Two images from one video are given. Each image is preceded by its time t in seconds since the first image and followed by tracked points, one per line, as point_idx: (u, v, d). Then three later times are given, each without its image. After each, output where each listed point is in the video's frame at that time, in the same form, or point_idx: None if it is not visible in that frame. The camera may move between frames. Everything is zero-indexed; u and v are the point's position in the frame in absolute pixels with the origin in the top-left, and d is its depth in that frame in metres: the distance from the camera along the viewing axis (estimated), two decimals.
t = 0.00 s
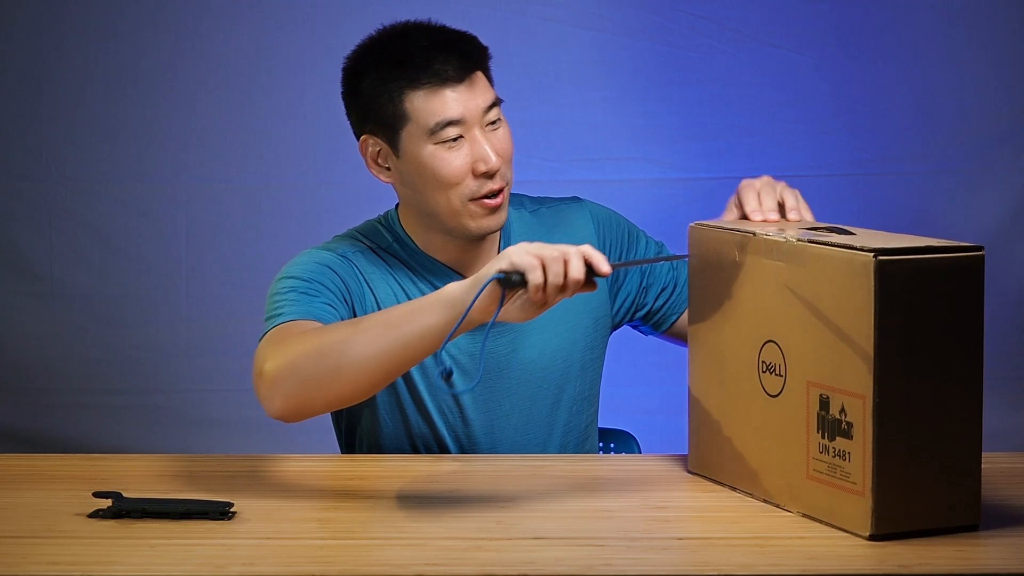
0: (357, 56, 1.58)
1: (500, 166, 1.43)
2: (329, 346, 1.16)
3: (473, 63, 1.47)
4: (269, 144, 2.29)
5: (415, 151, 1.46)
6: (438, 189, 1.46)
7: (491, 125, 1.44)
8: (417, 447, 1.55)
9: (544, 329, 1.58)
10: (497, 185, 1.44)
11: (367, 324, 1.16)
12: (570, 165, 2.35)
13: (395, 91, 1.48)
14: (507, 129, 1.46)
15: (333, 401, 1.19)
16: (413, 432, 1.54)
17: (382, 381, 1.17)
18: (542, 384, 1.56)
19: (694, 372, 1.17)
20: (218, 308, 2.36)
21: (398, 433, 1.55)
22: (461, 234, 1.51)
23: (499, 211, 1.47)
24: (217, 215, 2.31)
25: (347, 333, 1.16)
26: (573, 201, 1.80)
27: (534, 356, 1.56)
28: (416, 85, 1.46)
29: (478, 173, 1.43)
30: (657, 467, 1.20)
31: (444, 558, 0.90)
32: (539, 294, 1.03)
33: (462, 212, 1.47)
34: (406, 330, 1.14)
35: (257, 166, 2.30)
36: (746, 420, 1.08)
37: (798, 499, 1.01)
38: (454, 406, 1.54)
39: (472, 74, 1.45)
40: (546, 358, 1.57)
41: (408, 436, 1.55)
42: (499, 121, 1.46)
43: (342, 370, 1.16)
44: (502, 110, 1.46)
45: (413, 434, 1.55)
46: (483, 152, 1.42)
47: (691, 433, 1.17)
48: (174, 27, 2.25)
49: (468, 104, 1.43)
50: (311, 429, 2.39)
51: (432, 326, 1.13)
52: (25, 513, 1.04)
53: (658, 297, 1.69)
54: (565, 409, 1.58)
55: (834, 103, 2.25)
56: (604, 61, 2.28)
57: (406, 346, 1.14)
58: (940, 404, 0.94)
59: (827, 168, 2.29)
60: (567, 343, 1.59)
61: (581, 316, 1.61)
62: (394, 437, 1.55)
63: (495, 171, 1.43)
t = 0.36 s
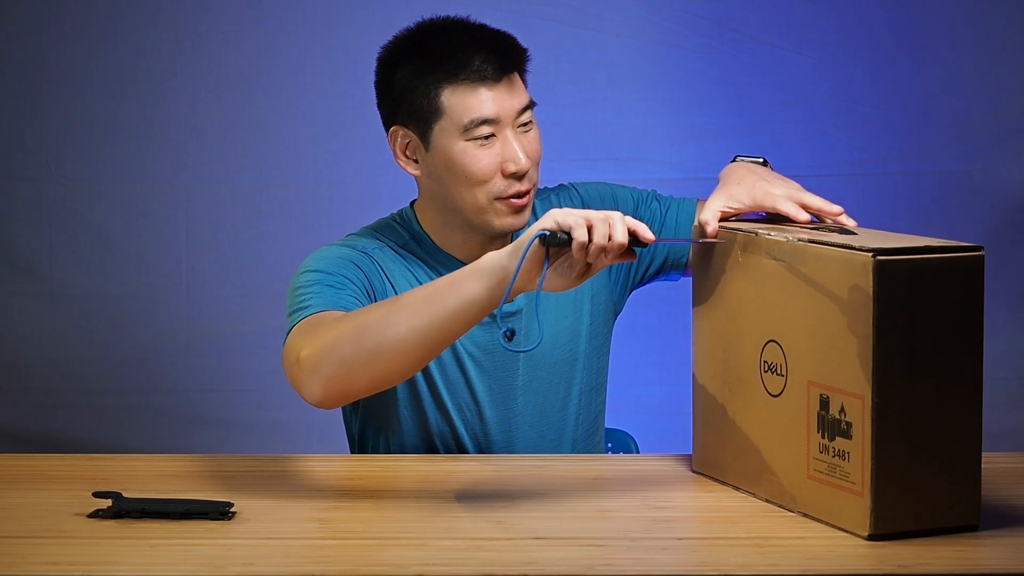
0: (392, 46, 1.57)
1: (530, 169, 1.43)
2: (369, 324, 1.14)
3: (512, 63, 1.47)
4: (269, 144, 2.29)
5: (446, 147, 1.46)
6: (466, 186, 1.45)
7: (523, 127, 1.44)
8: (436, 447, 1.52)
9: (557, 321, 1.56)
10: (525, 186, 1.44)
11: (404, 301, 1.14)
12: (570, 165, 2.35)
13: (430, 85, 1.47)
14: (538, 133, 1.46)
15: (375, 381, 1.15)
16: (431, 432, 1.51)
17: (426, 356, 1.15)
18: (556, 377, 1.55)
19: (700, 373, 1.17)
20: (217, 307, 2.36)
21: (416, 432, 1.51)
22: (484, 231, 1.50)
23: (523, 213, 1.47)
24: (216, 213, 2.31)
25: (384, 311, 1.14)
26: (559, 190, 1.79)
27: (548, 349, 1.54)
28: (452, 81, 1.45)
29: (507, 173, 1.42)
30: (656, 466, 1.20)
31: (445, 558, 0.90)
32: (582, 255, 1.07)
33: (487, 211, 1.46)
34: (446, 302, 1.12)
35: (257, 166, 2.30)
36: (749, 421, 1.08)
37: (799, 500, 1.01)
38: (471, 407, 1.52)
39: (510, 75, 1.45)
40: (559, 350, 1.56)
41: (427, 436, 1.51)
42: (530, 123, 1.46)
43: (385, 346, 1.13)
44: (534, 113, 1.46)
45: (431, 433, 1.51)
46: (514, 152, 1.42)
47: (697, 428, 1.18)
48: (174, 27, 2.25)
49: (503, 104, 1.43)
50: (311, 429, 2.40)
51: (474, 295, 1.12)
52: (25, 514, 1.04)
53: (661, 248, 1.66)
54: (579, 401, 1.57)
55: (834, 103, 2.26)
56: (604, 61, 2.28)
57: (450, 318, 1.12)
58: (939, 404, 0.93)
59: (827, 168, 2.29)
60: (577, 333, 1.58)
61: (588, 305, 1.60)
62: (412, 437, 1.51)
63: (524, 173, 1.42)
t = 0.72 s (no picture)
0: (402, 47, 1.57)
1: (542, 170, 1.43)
2: (382, 285, 1.15)
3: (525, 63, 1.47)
4: (270, 143, 2.29)
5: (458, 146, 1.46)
6: (477, 185, 1.46)
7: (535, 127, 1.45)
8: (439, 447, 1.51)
9: (565, 325, 1.55)
10: (536, 187, 1.44)
11: (418, 265, 1.15)
12: (571, 166, 2.35)
13: (443, 83, 1.47)
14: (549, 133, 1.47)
15: (382, 347, 1.15)
16: (437, 432, 1.50)
17: (436, 321, 1.15)
18: (562, 380, 1.54)
19: (715, 373, 1.17)
20: (218, 307, 2.36)
21: (423, 433, 1.51)
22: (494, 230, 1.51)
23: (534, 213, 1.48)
24: (217, 213, 2.31)
25: (397, 275, 1.15)
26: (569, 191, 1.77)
27: (555, 352, 1.54)
28: (465, 80, 1.45)
29: (519, 174, 1.43)
30: (657, 465, 1.20)
31: (444, 558, 0.90)
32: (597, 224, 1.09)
33: (498, 211, 1.47)
34: (459, 265, 1.13)
35: (258, 166, 2.30)
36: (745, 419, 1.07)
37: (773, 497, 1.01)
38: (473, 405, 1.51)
39: (523, 75, 1.46)
40: (565, 354, 1.55)
41: (434, 437, 1.50)
42: (542, 124, 1.46)
43: (396, 308, 1.13)
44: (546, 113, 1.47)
45: (437, 434, 1.51)
46: (526, 152, 1.42)
47: (712, 430, 1.18)
48: (174, 27, 2.25)
49: (515, 103, 1.43)
50: (313, 428, 2.40)
51: (487, 259, 1.12)
52: (25, 514, 1.04)
53: (677, 248, 1.64)
54: (585, 406, 1.56)
55: (834, 103, 2.26)
56: (604, 61, 2.28)
57: (460, 281, 1.12)
58: (897, 405, 0.92)
59: (828, 168, 2.29)
60: (585, 337, 1.58)
61: (598, 310, 1.60)
62: (419, 438, 1.50)
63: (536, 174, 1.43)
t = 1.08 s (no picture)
0: (409, 49, 1.58)
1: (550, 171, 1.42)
2: (401, 260, 1.15)
3: (533, 66, 1.47)
4: (270, 144, 2.30)
5: (467, 148, 1.45)
6: (486, 187, 1.45)
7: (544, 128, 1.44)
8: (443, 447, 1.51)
9: (570, 326, 1.55)
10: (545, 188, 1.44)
11: (437, 240, 1.15)
12: (571, 166, 2.35)
13: (452, 85, 1.47)
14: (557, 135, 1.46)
15: (397, 325, 1.15)
16: (441, 432, 1.50)
17: (453, 299, 1.15)
18: (567, 382, 1.54)
19: (714, 373, 1.16)
20: (218, 308, 2.36)
21: (427, 432, 1.50)
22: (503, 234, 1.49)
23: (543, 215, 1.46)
24: (217, 214, 2.31)
25: (416, 251, 1.15)
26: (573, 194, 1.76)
27: (560, 354, 1.54)
28: (473, 82, 1.45)
29: (527, 175, 1.42)
30: (658, 465, 1.20)
31: (445, 558, 0.91)
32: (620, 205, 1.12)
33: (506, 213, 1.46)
34: (481, 240, 1.14)
35: (258, 166, 2.30)
36: (745, 419, 1.07)
37: (773, 496, 1.01)
38: (477, 404, 1.51)
39: (531, 77, 1.46)
40: (571, 355, 1.55)
41: (438, 436, 1.50)
42: (550, 126, 1.45)
43: (416, 281, 1.13)
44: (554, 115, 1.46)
45: (442, 434, 1.50)
46: (535, 154, 1.41)
47: (712, 431, 1.18)
48: (174, 26, 2.25)
49: (524, 104, 1.43)
50: (313, 428, 2.41)
51: (510, 234, 1.14)
52: (25, 513, 1.05)
53: (682, 246, 1.65)
54: (589, 408, 1.56)
55: (834, 103, 2.26)
56: (604, 61, 2.29)
57: (483, 255, 1.13)
58: (894, 404, 0.92)
59: (828, 168, 2.29)
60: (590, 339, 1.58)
61: (603, 312, 1.60)
62: (424, 437, 1.50)
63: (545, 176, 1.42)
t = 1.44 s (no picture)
0: (411, 54, 1.58)
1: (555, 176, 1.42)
2: (402, 230, 1.15)
3: (532, 74, 1.46)
4: (271, 144, 2.30)
5: (469, 157, 1.46)
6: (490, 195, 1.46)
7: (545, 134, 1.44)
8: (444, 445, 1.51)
9: (574, 328, 1.55)
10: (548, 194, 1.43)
11: (440, 210, 1.15)
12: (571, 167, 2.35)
13: (453, 92, 1.47)
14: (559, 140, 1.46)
15: (395, 296, 1.15)
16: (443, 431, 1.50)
17: (451, 269, 1.14)
18: (570, 384, 1.54)
19: (714, 373, 1.16)
20: (219, 309, 2.36)
21: (430, 431, 1.51)
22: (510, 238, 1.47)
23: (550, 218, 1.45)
24: (216, 213, 2.31)
25: (418, 220, 1.15)
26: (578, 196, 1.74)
27: (563, 356, 1.54)
28: (473, 89, 1.45)
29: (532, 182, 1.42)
30: (659, 466, 1.20)
31: (445, 558, 0.91)
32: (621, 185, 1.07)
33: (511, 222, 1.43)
34: (479, 211, 1.12)
35: (258, 166, 2.30)
36: (744, 419, 1.07)
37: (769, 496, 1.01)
38: (480, 403, 1.51)
39: (532, 83, 1.45)
40: (573, 358, 1.55)
41: (440, 435, 1.50)
42: (553, 130, 1.45)
43: (414, 250, 1.13)
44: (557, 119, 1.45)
45: (444, 433, 1.50)
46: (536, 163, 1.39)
47: (713, 431, 1.18)
48: (174, 26, 2.25)
49: (525, 111, 1.42)
50: (314, 428, 2.41)
51: (509, 207, 1.12)
52: (25, 513, 1.05)
53: (687, 248, 1.66)
54: (591, 411, 1.56)
55: (834, 103, 2.26)
56: (604, 61, 2.29)
57: (480, 227, 1.12)
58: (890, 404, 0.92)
59: (829, 168, 2.29)
60: (593, 341, 1.57)
61: (607, 314, 1.60)
62: (426, 437, 1.50)
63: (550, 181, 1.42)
